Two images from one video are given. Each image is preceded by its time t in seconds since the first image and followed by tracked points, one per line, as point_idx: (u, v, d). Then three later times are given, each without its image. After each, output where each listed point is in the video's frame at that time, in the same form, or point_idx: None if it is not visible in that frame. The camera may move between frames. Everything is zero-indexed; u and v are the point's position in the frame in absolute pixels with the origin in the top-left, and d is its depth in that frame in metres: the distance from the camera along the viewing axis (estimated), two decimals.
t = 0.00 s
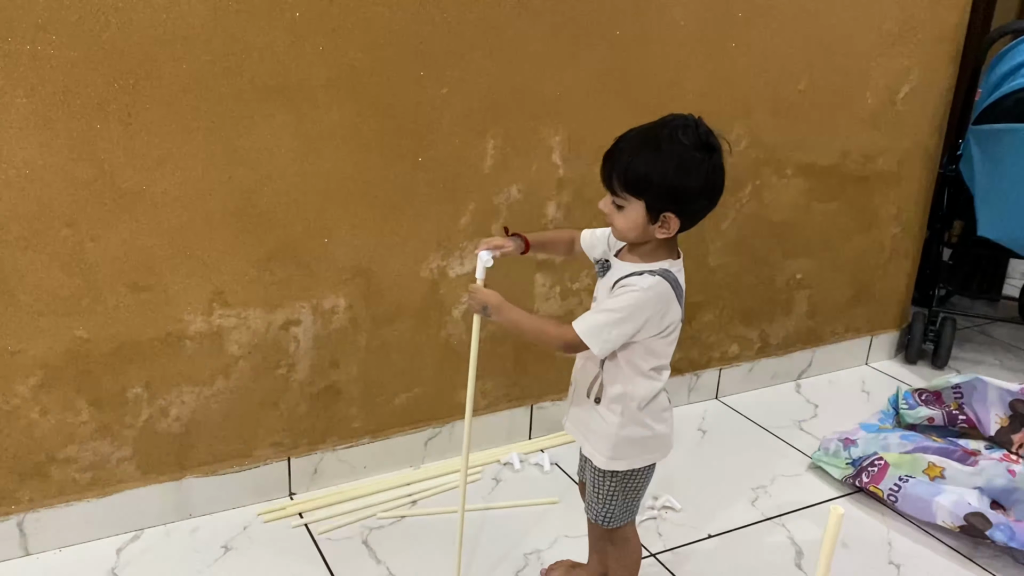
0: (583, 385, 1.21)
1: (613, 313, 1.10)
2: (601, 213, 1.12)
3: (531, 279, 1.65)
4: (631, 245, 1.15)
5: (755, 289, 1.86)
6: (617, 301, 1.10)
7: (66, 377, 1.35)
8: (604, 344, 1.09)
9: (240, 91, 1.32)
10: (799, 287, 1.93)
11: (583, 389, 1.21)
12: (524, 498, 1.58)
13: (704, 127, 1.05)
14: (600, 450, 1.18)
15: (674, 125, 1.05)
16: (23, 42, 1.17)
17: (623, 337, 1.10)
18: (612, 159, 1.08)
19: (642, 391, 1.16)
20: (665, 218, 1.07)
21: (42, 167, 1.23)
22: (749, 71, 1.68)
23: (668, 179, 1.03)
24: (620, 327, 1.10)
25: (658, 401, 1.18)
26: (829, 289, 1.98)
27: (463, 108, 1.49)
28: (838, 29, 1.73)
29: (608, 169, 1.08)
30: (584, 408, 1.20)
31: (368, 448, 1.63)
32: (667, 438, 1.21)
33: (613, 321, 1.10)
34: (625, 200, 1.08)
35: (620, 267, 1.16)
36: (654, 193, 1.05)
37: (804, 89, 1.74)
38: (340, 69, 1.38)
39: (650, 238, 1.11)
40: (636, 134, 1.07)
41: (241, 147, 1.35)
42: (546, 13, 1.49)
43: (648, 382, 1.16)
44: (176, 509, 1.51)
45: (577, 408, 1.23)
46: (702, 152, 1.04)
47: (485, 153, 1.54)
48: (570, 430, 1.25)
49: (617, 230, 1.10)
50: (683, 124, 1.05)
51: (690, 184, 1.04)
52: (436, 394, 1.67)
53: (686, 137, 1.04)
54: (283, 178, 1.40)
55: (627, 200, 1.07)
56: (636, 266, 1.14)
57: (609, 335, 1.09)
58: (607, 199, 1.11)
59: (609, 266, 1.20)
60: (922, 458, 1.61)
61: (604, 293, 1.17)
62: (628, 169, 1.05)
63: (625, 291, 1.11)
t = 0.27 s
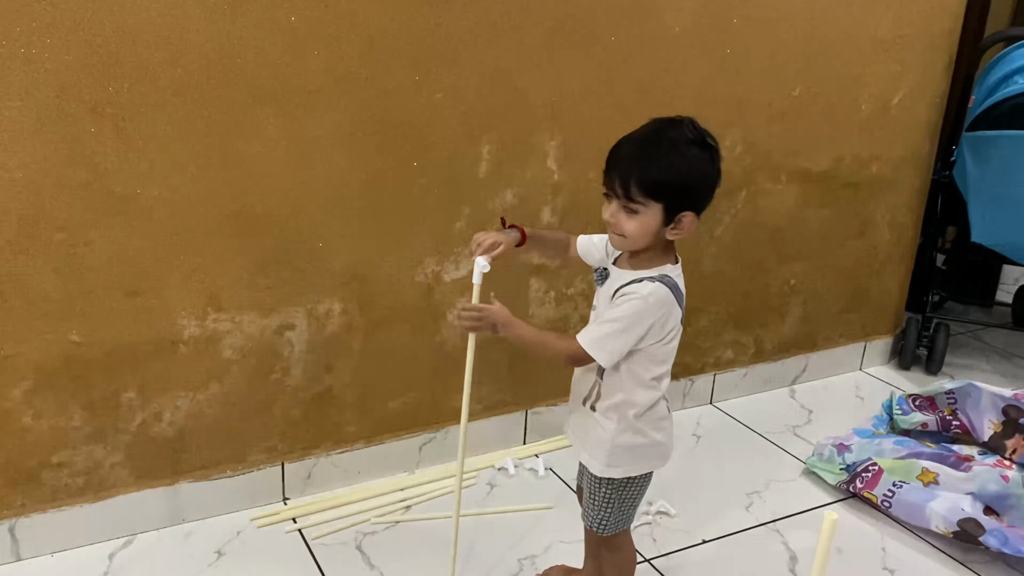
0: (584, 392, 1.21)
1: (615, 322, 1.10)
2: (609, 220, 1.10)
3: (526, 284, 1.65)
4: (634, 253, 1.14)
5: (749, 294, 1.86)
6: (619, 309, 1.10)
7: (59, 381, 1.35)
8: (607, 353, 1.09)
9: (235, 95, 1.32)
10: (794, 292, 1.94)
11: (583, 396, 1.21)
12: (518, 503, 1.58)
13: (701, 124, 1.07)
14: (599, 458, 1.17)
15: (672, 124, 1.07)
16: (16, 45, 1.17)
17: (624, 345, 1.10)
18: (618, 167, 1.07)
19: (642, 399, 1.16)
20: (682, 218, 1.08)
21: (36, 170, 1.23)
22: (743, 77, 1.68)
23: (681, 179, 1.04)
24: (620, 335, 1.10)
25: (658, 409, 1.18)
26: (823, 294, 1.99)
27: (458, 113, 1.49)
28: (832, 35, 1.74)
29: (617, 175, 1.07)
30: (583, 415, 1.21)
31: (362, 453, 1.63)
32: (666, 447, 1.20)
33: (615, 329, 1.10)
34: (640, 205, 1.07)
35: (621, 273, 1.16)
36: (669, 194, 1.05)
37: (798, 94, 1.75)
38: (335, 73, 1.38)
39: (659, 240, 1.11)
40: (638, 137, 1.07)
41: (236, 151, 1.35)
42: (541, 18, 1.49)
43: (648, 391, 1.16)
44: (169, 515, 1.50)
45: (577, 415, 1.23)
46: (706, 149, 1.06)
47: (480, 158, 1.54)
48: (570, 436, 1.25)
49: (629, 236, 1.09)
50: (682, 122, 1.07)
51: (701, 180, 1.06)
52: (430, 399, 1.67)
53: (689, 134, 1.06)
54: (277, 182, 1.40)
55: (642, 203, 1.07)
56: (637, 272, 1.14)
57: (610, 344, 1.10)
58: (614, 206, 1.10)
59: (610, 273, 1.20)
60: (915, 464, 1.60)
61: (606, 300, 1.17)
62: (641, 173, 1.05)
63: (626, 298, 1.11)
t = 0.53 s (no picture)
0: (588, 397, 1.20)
1: (628, 326, 1.09)
2: (644, 216, 1.08)
3: (520, 287, 1.65)
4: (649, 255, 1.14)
5: (743, 298, 1.87)
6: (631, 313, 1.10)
7: (50, 383, 1.34)
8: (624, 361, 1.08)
9: (228, 97, 1.32)
10: (787, 296, 1.94)
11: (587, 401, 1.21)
12: (512, 507, 1.57)
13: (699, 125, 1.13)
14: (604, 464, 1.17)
15: (680, 125, 1.11)
16: (9, 45, 1.16)
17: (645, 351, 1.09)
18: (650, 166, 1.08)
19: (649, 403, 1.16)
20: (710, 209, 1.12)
21: (28, 171, 1.22)
22: (736, 81, 1.69)
23: (711, 170, 1.09)
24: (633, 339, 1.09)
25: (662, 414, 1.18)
26: (816, 298, 1.99)
27: (452, 116, 1.49)
28: (825, 39, 1.74)
29: (653, 170, 1.07)
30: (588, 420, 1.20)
31: (355, 457, 1.62)
32: (670, 452, 1.21)
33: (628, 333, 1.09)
34: (678, 197, 1.08)
35: (629, 274, 1.15)
36: (702, 184, 1.08)
37: (792, 99, 1.75)
38: (329, 76, 1.38)
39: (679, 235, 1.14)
40: (658, 136, 1.09)
41: (229, 153, 1.35)
42: (535, 21, 1.50)
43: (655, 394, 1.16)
44: (161, 518, 1.49)
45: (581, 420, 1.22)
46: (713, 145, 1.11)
47: (474, 161, 1.54)
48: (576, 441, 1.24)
49: (665, 230, 1.09)
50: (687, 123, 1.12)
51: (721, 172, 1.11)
52: (424, 402, 1.66)
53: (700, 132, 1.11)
54: (270, 184, 1.39)
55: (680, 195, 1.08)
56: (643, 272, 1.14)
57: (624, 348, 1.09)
58: (648, 202, 1.09)
59: (613, 275, 1.19)
60: (909, 467, 1.60)
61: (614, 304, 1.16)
62: (678, 165, 1.06)
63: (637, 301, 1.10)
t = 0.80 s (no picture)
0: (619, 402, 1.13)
1: (680, 329, 1.05)
2: (654, 218, 1.05)
3: (511, 293, 1.65)
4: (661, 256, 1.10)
5: (733, 303, 1.88)
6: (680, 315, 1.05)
7: (39, 391, 1.33)
8: (686, 365, 1.03)
9: (219, 103, 1.32)
10: (778, 301, 1.95)
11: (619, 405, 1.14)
12: (504, 513, 1.57)
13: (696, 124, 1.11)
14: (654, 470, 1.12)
15: (677, 125, 1.09)
16: None
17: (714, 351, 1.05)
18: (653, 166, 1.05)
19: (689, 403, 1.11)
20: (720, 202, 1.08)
21: (17, 177, 1.22)
22: (726, 87, 1.69)
23: (715, 163, 1.05)
24: (687, 341, 1.04)
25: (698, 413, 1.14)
26: (807, 303, 2.00)
27: (443, 122, 1.49)
28: (814, 46, 1.75)
29: (656, 171, 1.04)
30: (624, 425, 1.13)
31: (346, 464, 1.62)
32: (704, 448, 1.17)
33: (680, 336, 1.04)
34: (687, 194, 1.05)
35: (652, 278, 1.10)
36: (708, 179, 1.05)
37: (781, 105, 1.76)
38: (320, 82, 1.38)
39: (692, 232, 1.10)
40: (656, 138, 1.07)
41: (220, 159, 1.34)
42: (526, 28, 1.50)
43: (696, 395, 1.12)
44: (151, 526, 1.48)
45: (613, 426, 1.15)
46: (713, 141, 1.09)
47: (465, 167, 1.54)
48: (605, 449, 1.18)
49: (678, 228, 1.06)
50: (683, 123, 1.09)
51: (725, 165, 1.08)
52: (415, 408, 1.66)
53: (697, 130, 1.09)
54: (261, 190, 1.39)
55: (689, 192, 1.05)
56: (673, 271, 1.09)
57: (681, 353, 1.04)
58: (656, 203, 1.06)
59: (632, 276, 1.13)
60: (899, 471, 1.60)
61: (645, 305, 1.09)
62: (681, 163, 1.03)
63: (682, 302, 1.05)
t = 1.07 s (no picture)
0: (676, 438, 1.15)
1: (721, 361, 1.06)
2: (669, 240, 1.09)
3: (497, 300, 1.65)
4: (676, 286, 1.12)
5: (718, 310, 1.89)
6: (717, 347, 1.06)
7: (22, 400, 1.32)
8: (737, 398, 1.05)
9: (204, 111, 1.31)
10: (764, 307, 1.96)
11: (676, 441, 1.15)
12: (490, 520, 1.57)
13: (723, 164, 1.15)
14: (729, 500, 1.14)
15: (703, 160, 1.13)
16: None
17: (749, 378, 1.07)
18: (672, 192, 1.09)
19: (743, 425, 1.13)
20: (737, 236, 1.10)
21: None
22: (710, 94, 1.70)
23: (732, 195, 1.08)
24: (731, 371, 1.05)
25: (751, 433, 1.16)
26: (792, 308, 2.01)
27: (428, 129, 1.49)
28: (798, 53, 1.76)
29: (675, 195, 1.08)
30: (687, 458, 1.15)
31: (332, 471, 1.61)
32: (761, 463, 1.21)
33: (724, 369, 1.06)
34: (702, 221, 1.08)
35: (678, 312, 1.11)
36: (724, 209, 1.08)
37: (766, 111, 1.77)
38: (305, 89, 1.37)
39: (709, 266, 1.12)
40: (680, 166, 1.11)
41: (204, 167, 1.34)
42: (511, 35, 1.50)
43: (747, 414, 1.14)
44: (135, 536, 1.47)
45: (673, 461, 1.17)
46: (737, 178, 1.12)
47: (451, 174, 1.54)
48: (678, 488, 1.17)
49: (691, 254, 1.08)
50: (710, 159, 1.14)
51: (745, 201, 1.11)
52: (402, 416, 1.65)
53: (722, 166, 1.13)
54: (246, 197, 1.39)
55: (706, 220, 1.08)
56: (699, 303, 1.10)
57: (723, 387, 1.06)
58: (672, 227, 1.09)
59: (659, 315, 1.14)
60: (884, 476, 1.61)
61: (678, 342, 1.10)
62: (699, 189, 1.07)
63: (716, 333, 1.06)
